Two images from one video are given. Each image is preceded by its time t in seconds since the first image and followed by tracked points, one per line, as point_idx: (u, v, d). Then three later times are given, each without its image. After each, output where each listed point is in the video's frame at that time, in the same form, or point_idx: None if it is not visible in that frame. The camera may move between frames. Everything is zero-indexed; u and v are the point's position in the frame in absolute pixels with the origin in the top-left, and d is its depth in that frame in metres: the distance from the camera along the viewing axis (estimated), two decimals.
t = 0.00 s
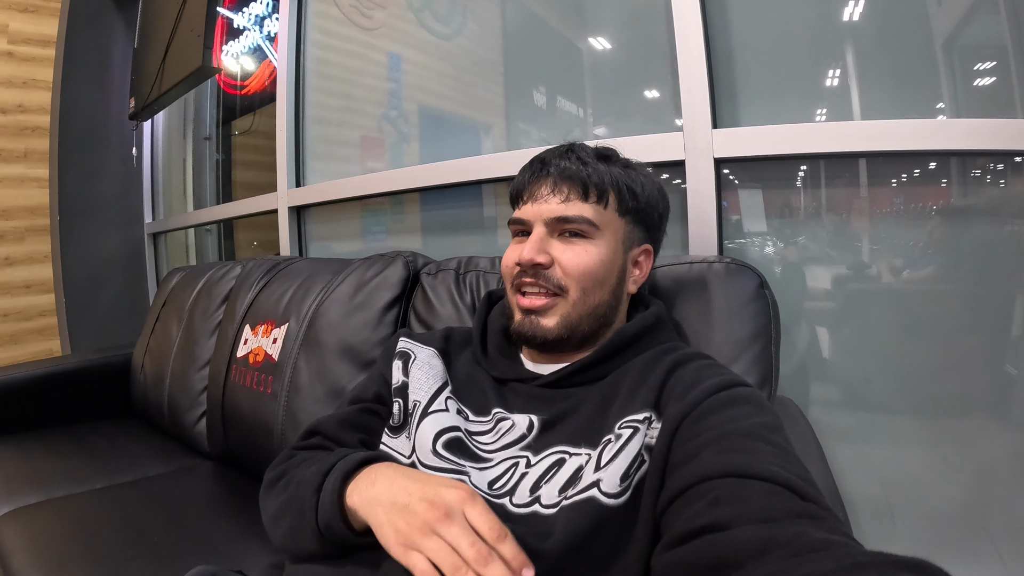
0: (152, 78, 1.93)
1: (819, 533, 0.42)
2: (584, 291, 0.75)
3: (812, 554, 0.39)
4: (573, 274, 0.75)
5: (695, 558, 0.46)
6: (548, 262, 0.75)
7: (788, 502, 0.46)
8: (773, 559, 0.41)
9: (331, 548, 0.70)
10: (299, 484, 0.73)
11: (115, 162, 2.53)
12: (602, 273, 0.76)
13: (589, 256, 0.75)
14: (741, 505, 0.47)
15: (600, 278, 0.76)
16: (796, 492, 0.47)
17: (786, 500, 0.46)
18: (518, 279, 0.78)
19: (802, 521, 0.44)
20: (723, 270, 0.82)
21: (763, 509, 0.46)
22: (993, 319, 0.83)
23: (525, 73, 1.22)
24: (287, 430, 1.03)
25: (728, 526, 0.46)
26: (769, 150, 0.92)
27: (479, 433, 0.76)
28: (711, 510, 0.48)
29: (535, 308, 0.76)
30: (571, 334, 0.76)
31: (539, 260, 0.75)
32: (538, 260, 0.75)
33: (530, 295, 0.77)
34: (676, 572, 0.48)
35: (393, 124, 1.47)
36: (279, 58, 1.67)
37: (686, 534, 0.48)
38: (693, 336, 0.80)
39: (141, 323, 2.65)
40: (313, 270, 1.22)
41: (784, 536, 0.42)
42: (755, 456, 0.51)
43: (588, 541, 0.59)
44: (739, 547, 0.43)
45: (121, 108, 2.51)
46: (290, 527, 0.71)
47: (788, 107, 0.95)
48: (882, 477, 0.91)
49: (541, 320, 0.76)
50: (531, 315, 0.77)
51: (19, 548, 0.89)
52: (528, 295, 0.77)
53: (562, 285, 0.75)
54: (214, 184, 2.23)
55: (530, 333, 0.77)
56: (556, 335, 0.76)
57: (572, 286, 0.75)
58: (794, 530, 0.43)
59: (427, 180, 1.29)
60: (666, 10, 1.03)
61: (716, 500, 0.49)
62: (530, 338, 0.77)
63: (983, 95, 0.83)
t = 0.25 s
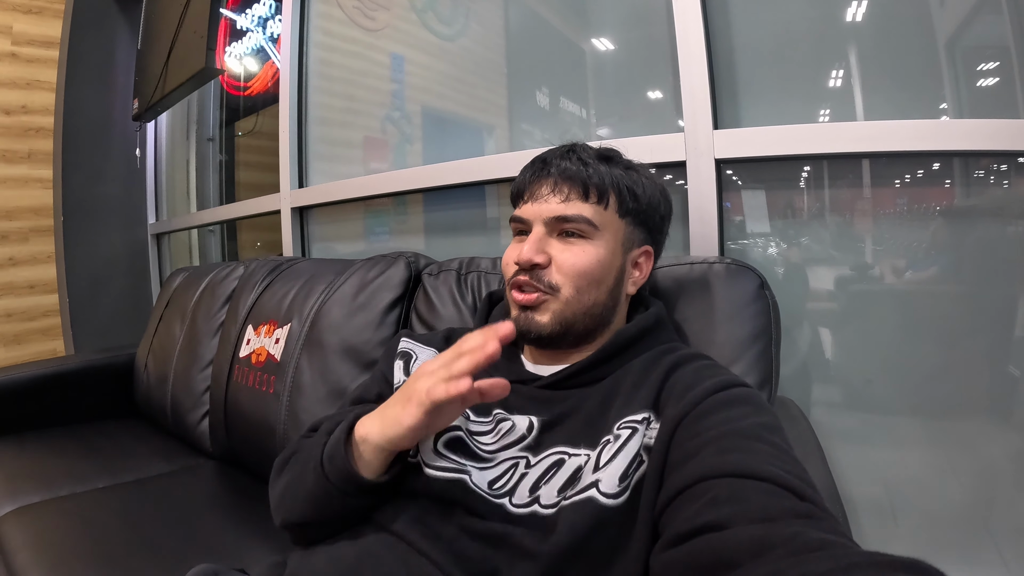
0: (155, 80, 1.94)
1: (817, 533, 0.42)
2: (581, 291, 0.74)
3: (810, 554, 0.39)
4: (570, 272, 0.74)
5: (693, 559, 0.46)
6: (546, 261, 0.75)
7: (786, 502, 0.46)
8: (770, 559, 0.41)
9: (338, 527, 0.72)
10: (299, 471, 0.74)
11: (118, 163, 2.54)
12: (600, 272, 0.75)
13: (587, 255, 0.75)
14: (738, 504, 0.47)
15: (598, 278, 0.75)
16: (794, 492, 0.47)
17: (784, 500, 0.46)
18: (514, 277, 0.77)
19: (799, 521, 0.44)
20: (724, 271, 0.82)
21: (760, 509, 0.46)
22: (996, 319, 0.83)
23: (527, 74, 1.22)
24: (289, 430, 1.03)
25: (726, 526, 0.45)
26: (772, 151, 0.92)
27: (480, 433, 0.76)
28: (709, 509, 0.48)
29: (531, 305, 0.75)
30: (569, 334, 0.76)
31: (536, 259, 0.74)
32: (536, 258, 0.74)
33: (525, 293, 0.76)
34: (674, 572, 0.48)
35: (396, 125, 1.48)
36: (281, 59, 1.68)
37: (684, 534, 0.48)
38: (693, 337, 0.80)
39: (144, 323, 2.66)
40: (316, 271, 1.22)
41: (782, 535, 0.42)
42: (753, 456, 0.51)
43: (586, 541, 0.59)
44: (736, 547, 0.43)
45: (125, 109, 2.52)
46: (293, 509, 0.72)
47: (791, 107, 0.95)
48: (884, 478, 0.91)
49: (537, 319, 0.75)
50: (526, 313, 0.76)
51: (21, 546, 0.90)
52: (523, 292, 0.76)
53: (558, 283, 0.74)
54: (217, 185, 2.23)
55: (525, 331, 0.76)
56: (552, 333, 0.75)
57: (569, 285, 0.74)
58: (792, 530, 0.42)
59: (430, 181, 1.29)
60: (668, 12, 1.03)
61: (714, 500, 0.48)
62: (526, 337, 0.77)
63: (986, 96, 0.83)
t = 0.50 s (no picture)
0: (158, 81, 1.94)
1: (811, 536, 0.42)
2: (576, 295, 0.75)
3: (804, 557, 0.39)
4: (564, 278, 0.74)
5: (688, 562, 0.46)
6: (540, 266, 0.75)
7: (781, 505, 0.46)
8: (766, 562, 0.41)
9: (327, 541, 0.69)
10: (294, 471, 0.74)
11: (121, 164, 2.54)
12: (595, 277, 0.76)
13: (581, 260, 0.75)
14: (734, 508, 0.47)
15: (593, 283, 0.75)
16: (789, 496, 0.47)
17: (779, 504, 0.46)
18: (511, 282, 0.79)
19: (794, 525, 0.44)
20: (722, 273, 0.82)
21: (755, 512, 0.46)
22: (996, 321, 0.83)
23: (528, 75, 1.22)
24: (290, 432, 1.03)
25: (721, 529, 0.45)
26: (774, 153, 0.92)
27: (476, 435, 0.76)
28: (704, 512, 0.48)
29: (528, 312, 0.76)
30: (565, 338, 0.76)
31: (531, 264, 0.75)
32: (531, 264, 0.75)
33: (522, 298, 0.77)
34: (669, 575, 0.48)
35: (398, 126, 1.48)
36: (283, 61, 1.68)
37: (679, 536, 0.48)
38: (692, 339, 0.80)
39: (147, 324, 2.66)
40: (316, 273, 1.22)
41: (777, 539, 0.42)
42: (749, 459, 0.51)
43: (584, 541, 0.59)
44: (731, 550, 0.43)
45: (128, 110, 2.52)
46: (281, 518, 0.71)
47: (794, 108, 0.94)
48: (884, 479, 0.91)
49: (534, 324, 0.76)
50: (523, 318, 0.77)
51: (21, 546, 0.90)
52: (520, 298, 0.77)
53: (553, 289, 0.75)
54: (220, 186, 2.24)
55: (523, 336, 0.77)
56: (548, 339, 0.76)
57: (564, 291, 0.75)
58: (786, 534, 0.43)
59: (432, 183, 1.29)
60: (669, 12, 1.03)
61: (709, 503, 0.48)
62: (523, 340, 0.78)
63: (989, 97, 0.83)
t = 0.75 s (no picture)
0: (160, 82, 1.95)
1: (811, 539, 0.42)
2: (576, 297, 0.75)
3: (805, 560, 0.39)
4: (564, 279, 0.74)
5: (689, 564, 0.46)
6: (540, 267, 0.75)
7: (781, 507, 0.46)
8: (767, 564, 0.41)
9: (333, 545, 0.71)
10: (298, 474, 0.74)
11: (124, 165, 2.55)
12: (595, 278, 0.75)
13: (581, 261, 0.75)
14: (734, 511, 0.47)
15: (592, 284, 0.75)
16: (789, 499, 0.47)
17: (778, 507, 0.46)
18: (512, 283, 0.79)
19: (795, 528, 0.44)
20: (724, 275, 0.81)
21: (755, 514, 0.46)
22: (999, 323, 0.83)
23: (531, 76, 1.22)
24: (292, 432, 1.03)
25: (720, 532, 0.45)
26: (777, 154, 0.92)
27: (478, 437, 0.76)
28: (704, 515, 0.48)
29: (528, 313, 0.77)
30: (565, 339, 0.76)
31: (531, 265, 0.75)
32: (530, 264, 0.75)
33: (522, 299, 0.77)
34: None
35: (401, 127, 1.48)
36: (285, 62, 1.69)
37: (679, 539, 0.48)
38: (693, 341, 0.80)
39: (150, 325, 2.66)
40: (318, 274, 1.22)
41: (777, 541, 0.42)
42: (749, 461, 0.51)
43: (585, 543, 0.59)
44: (730, 553, 0.43)
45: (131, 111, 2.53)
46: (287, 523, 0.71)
47: (796, 109, 0.94)
48: (886, 481, 0.91)
49: (534, 325, 0.76)
50: (524, 319, 0.77)
51: (23, 546, 0.90)
52: (520, 299, 0.78)
53: (553, 290, 0.75)
54: (222, 187, 2.24)
55: (523, 337, 0.77)
56: (548, 340, 0.76)
57: (563, 292, 0.75)
58: (786, 536, 0.43)
59: (434, 184, 1.29)
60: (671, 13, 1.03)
61: (709, 505, 0.48)
62: (523, 342, 0.78)
63: (993, 97, 0.82)
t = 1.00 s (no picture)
0: (163, 84, 1.95)
1: (812, 542, 0.42)
2: (577, 298, 0.75)
3: (805, 563, 0.39)
4: (565, 279, 0.74)
5: (689, 566, 0.46)
6: (541, 267, 0.75)
7: (782, 510, 0.46)
8: (768, 567, 0.41)
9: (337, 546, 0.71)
10: (301, 477, 0.74)
11: (126, 166, 2.56)
12: (596, 279, 0.75)
13: (582, 262, 0.75)
14: (734, 513, 0.47)
15: (593, 284, 0.75)
16: (791, 501, 0.47)
17: (780, 509, 0.46)
18: (513, 284, 0.79)
19: (795, 530, 0.44)
20: (725, 276, 0.81)
21: (756, 517, 0.46)
22: (1002, 324, 0.82)
23: (533, 77, 1.22)
24: (294, 433, 1.03)
25: (721, 534, 0.45)
26: (779, 155, 0.91)
27: (479, 437, 0.76)
28: (704, 517, 0.48)
29: (530, 314, 0.77)
30: (566, 340, 0.76)
31: (532, 266, 0.75)
32: (531, 265, 0.75)
33: (523, 300, 0.78)
34: None
35: (403, 128, 1.48)
36: (288, 63, 1.69)
37: (679, 541, 0.48)
38: (694, 342, 0.80)
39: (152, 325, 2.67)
40: (320, 275, 1.23)
41: (777, 544, 0.42)
42: (750, 463, 0.51)
43: (586, 545, 0.59)
44: (731, 555, 0.43)
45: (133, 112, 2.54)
46: (290, 526, 0.71)
47: (799, 110, 0.94)
48: (888, 483, 0.91)
49: (535, 326, 0.76)
50: (525, 319, 0.77)
51: (25, 546, 0.90)
52: (521, 300, 0.78)
53: (554, 291, 0.75)
54: (225, 188, 2.25)
55: (524, 338, 0.77)
56: (549, 341, 0.76)
57: (564, 292, 0.75)
58: (787, 539, 0.42)
59: (436, 185, 1.29)
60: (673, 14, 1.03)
61: (710, 507, 0.48)
62: (524, 343, 0.78)
63: (996, 97, 0.82)
